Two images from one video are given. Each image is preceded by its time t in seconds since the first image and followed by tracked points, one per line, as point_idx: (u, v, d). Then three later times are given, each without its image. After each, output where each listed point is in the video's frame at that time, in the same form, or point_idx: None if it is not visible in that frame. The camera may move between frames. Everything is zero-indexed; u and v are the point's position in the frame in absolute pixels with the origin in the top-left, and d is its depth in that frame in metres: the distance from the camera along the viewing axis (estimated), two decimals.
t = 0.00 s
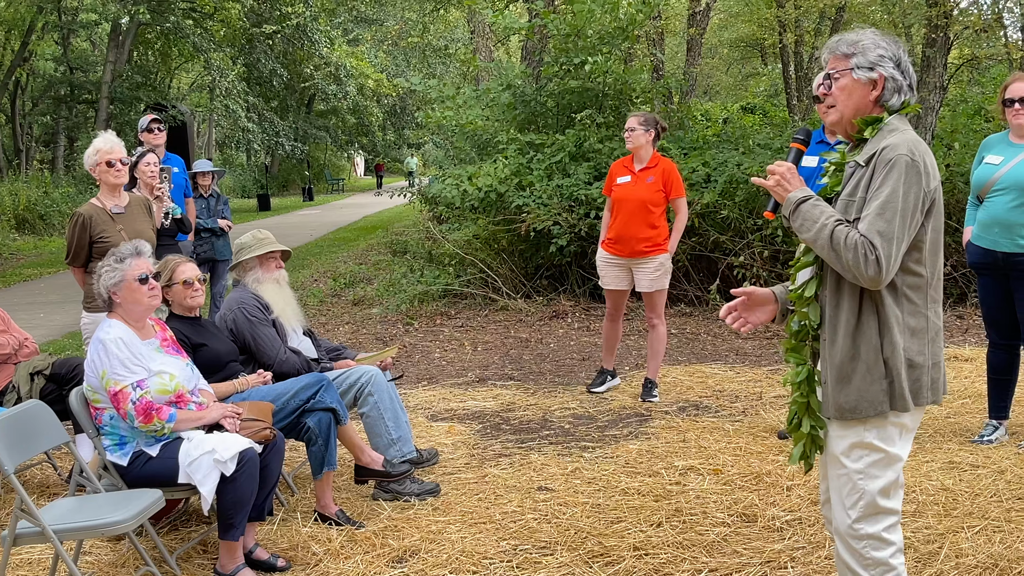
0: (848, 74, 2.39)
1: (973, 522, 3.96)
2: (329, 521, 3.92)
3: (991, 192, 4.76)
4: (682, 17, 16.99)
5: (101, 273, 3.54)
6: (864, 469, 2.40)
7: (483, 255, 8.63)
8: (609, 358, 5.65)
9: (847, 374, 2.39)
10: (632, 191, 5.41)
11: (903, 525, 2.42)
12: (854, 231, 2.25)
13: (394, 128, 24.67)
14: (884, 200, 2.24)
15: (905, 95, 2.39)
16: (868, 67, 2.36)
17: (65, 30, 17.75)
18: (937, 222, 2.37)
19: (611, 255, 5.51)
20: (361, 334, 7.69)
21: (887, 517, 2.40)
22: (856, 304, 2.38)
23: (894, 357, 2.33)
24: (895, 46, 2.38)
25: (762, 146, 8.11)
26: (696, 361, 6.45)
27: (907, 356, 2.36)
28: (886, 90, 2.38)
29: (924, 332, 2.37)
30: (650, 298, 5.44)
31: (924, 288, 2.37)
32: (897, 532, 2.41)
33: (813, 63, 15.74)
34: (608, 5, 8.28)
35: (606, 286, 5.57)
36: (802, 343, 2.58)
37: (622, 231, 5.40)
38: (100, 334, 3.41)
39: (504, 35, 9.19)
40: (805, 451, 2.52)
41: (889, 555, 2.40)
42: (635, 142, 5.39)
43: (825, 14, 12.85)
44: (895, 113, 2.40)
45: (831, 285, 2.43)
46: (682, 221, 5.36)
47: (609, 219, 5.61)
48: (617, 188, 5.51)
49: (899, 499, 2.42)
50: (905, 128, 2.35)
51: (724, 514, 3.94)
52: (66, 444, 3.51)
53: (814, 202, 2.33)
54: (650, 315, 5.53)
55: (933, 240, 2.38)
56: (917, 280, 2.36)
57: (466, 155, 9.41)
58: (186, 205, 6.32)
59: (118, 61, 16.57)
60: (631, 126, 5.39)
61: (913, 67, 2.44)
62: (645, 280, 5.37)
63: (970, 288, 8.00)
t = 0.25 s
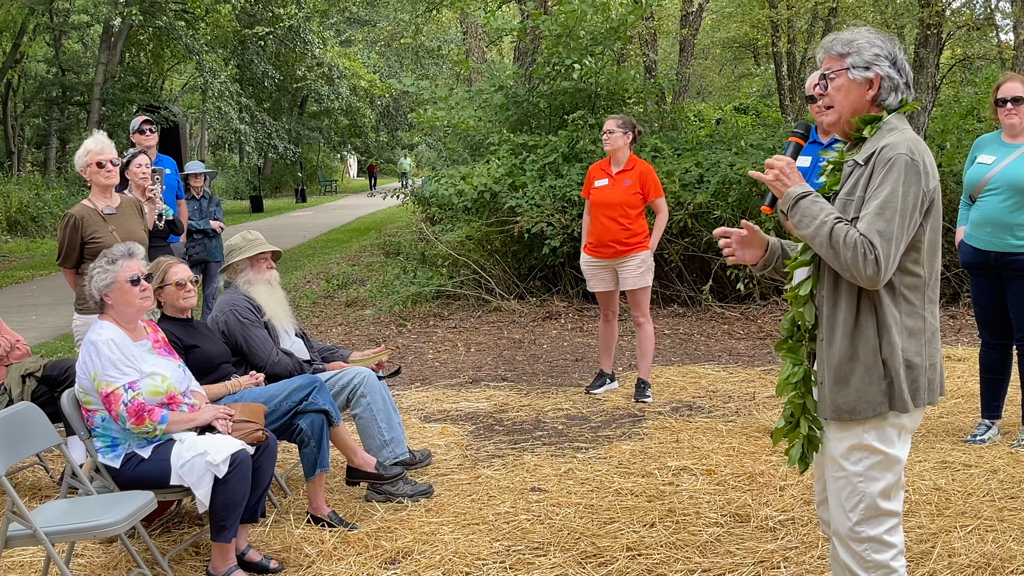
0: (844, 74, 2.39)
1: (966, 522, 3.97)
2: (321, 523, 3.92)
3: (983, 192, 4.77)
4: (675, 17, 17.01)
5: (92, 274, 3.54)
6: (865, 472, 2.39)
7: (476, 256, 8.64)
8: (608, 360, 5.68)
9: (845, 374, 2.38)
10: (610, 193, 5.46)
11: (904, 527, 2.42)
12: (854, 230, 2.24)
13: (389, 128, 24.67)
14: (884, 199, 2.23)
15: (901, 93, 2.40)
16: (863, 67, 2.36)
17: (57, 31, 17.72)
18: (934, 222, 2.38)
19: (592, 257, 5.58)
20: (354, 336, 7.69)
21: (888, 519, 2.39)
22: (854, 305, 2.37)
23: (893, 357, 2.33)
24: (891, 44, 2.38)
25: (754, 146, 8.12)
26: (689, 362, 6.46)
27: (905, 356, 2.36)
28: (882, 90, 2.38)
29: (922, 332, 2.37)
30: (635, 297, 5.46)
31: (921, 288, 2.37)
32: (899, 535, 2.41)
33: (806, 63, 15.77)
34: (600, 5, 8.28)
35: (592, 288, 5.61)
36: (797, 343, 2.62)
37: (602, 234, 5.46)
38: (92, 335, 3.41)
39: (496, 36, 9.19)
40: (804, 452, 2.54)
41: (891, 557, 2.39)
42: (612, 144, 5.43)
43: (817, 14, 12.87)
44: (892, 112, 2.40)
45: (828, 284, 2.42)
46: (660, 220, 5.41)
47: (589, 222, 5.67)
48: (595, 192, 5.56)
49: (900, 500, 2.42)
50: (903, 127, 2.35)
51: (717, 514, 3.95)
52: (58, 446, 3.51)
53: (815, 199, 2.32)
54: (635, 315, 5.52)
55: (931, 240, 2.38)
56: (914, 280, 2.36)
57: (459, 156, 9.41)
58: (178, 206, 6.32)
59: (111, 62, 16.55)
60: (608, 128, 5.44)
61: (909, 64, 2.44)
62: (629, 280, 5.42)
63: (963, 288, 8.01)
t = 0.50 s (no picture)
0: (834, 78, 2.40)
1: (959, 520, 3.98)
2: (315, 524, 3.92)
3: (976, 192, 4.78)
4: (668, 18, 17.03)
5: (84, 275, 3.53)
6: (858, 475, 2.39)
7: (470, 256, 8.64)
8: (599, 360, 5.68)
9: (837, 377, 2.37)
10: (594, 195, 5.48)
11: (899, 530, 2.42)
12: (844, 231, 2.24)
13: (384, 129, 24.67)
14: (877, 200, 2.23)
15: (894, 92, 2.37)
16: (850, 70, 2.36)
17: (50, 33, 17.69)
18: (933, 224, 2.36)
19: (582, 258, 5.57)
20: (348, 337, 7.69)
21: (883, 522, 2.40)
22: (847, 307, 2.34)
23: (886, 360, 2.30)
24: (881, 43, 2.35)
25: (747, 146, 8.13)
26: (682, 362, 6.47)
27: (900, 359, 2.33)
28: (874, 91, 2.36)
29: (918, 334, 2.35)
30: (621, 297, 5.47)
31: (918, 291, 2.35)
32: (894, 538, 2.41)
33: (798, 64, 15.81)
34: (593, 5, 8.29)
35: (579, 288, 5.61)
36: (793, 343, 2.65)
37: (589, 236, 5.47)
38: (84, 337, 3.41)
39: (488, 37, 9.20)
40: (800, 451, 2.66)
41: (886, 561, 2.40)
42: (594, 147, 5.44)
43: (809, 14, 12.90)
44: (889, 111, 2.39)
45: (822, 285, 2.40)
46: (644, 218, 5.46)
47: (573, 224, 5.68)
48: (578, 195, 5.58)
49: (895, 503, 2.41)
50: (898, 127, 2.34)
51: (710, 514, 3.96)
52: (50, 447, 3.50)
53: (807, 200, 2.33)
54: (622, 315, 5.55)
55: (929, 241, 2.35)
56: (910, 282, 2.34)
57: (452, 157, 9.41)
58: (170, 207, 6.33)
59: (103, 63, 16.52)
60: (587, 130, 5.44)
61: (907, 58, 2.39)
62: (619, 278, 5.44)
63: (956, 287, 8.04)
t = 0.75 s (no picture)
0: (818, 82, 2.43)
1: (952, 519, 3.99)
2: (308, 525, 3.92)
3: (968, 191, 4.79)
4: (661, 19, 17.05)
5: (76, 277, 3.52)
6: (847, 479, 2.40)
7: (463, 257, 8.65)
8: (593, 360, 5.69)
9: (822, 380, 2.39)
10: (584, 195, 5.48)
11: (892, 535, 2.41)
12: (819, 234, 2.26)
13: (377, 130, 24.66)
14: (851, 202, 2.24)
15: (878, 93, 2.37)
16: (830, 74, 2.38)
17: (42, 35, 17.65)
18: (922, 224, 2.32)
19: (575, 257, 5.55)
20: (341, 338, 7.69)
21: (874, 527, 2.40)
22: (830, 310, 2.37)
23: (869, 364, 2.30)
24: (860, 43, 2.35)
25: (739, 146, 8.15)
26: (675, 362, 6.48)
27: (887, 363, 2.31)
28: (856, 93, 2.37)
29: (906, 337, 2.32)
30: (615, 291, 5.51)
31: (905, 293, 2.32)
32: (885, 543, 2.41)
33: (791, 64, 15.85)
34: (585, 6, 8.30)
35: (573, 287, 5.59)
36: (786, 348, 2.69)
37: (582, 235, 5.47)
38: (76, 338, 3.40)
39: (481, 38, 9.20)
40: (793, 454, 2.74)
41: (875, 565, 2.40)
42: (584, 146, 5.46)
43: (801, 15, 12.93)
44: (876, 111, 2.39)
45: (808, 288, 2.43)
46: (634, 215, 5.50)
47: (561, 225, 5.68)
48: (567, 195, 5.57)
49: (887, 508, 2.41)
50: (880, 128, 2.34)
51: (704, 514, 3.96)
52: (42, 449, 3.49)
53: (787, 204, 2.38)
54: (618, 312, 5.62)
55: (916, 243, 2.32)
56: (895, 284, 2.31)
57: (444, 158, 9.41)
58: (162, 209, 6.33)
59: (95, 65, 16.48)
60: (575, 130, 5.46)
61: (892, 55, 2.37)
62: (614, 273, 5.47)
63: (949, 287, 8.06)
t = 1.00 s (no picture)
0: (801, 84, 2.46)
1: (943, 519, 4.00)
2: (301, 527, 3.92)
3: (960, 191, 4.79)
4: (653, 19, 17.08)
5: (67, 278, 3.52)
6: (834, 482, 2.42)
7: (456, 258, 8.66)
8: (586, 361, 5.69)
9: (803, 384, 2.43)
10: (581, 194, 5.47)
11: (883, 539, 2.42)
12: (789, 240, 2.34)
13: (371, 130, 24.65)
14: (817, 206, 2.28)
15: (857, 94, 2.39)
16: (809, 77, 2.41)
17: (34, 36, 17.60)
18: (902, 223, 2.28)
19: (572, 258, 5.54)
20: (333, 339, 7.69)
21: (862, 530, 2.41)
22: (809, 313, 2.41)
23: (845, 367, 2.33)
24: (837, 45, 2.36)
25: (732, 147, 8.16)
26: (668, 362, 6.49)
27: (865, 366, 2.32)
28: (834, 94, 2.40)
29: (886, 340, 2.31)
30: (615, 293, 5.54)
31: (885, 295, 2.31)
32: (874, 548, 2.42)
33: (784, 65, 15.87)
34: (577, 7, 8.30)
35: (570, 288, 5.58)
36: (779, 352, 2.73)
37: (580, 234, 5.46)
38: (67, 339, 3.40)
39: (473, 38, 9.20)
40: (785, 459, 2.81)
41: (862, 569, 2.42)
42: (582, 146, 5.45)
43: (793, 15, 12.95)
44: (858, 112, 2.41)
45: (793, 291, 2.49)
46: (632, 215, 5.51)
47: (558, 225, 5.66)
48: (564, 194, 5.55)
49: (877, 513, 2.41)
50: (855, 130, 2.36)
51: (696, 514, 3.97)
52: (33, 451, 3.48)
53: (767, 210, 2.48)
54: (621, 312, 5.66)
55: (897, 241, 2.28)
56: (874, 285, 2.31)
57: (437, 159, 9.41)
58: (154, 210, 6.33)
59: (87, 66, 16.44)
60: (574, 129, 5.46)
61: (872, 54, 2.37)
62: (612, 274, 5.47)
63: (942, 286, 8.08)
